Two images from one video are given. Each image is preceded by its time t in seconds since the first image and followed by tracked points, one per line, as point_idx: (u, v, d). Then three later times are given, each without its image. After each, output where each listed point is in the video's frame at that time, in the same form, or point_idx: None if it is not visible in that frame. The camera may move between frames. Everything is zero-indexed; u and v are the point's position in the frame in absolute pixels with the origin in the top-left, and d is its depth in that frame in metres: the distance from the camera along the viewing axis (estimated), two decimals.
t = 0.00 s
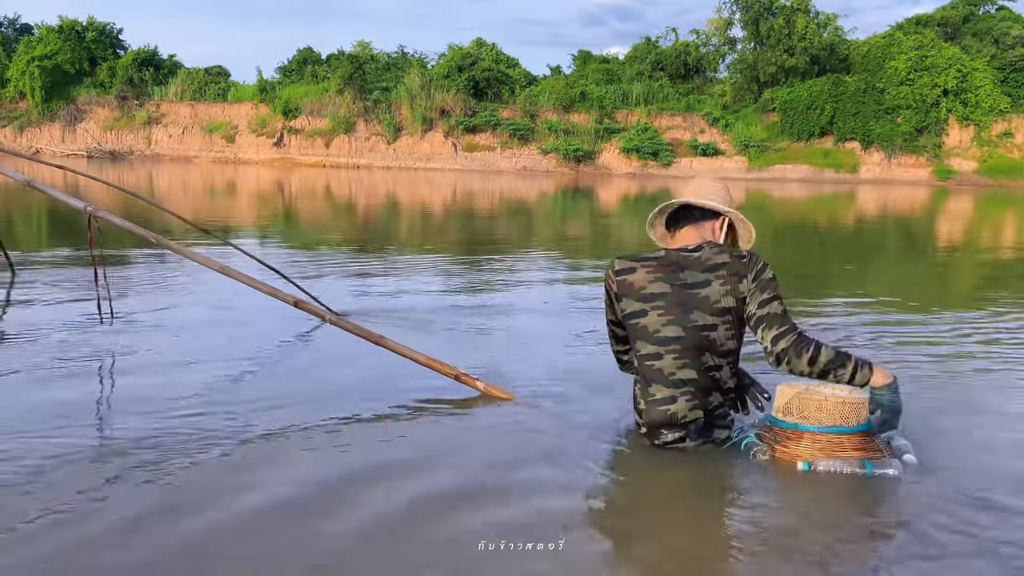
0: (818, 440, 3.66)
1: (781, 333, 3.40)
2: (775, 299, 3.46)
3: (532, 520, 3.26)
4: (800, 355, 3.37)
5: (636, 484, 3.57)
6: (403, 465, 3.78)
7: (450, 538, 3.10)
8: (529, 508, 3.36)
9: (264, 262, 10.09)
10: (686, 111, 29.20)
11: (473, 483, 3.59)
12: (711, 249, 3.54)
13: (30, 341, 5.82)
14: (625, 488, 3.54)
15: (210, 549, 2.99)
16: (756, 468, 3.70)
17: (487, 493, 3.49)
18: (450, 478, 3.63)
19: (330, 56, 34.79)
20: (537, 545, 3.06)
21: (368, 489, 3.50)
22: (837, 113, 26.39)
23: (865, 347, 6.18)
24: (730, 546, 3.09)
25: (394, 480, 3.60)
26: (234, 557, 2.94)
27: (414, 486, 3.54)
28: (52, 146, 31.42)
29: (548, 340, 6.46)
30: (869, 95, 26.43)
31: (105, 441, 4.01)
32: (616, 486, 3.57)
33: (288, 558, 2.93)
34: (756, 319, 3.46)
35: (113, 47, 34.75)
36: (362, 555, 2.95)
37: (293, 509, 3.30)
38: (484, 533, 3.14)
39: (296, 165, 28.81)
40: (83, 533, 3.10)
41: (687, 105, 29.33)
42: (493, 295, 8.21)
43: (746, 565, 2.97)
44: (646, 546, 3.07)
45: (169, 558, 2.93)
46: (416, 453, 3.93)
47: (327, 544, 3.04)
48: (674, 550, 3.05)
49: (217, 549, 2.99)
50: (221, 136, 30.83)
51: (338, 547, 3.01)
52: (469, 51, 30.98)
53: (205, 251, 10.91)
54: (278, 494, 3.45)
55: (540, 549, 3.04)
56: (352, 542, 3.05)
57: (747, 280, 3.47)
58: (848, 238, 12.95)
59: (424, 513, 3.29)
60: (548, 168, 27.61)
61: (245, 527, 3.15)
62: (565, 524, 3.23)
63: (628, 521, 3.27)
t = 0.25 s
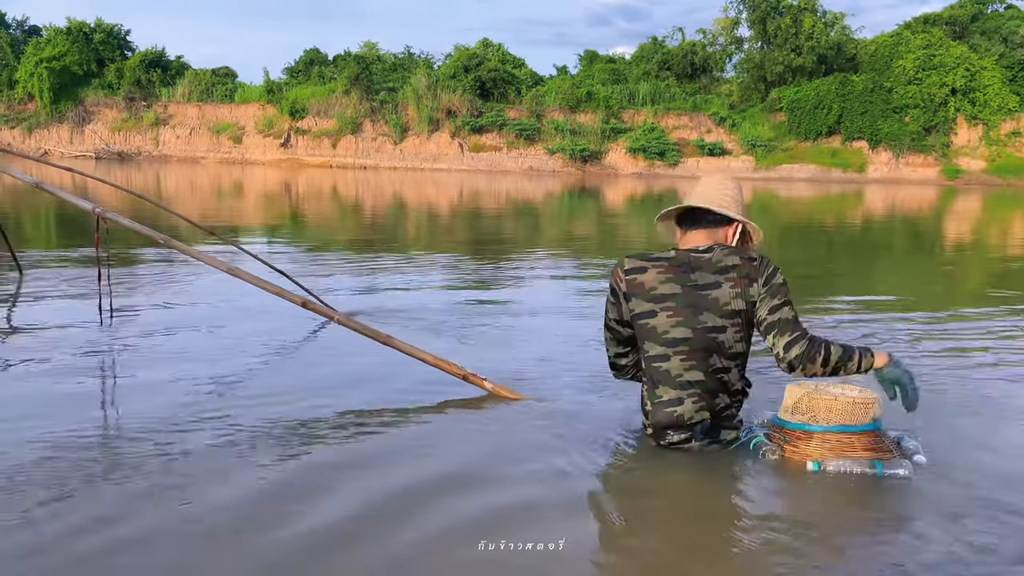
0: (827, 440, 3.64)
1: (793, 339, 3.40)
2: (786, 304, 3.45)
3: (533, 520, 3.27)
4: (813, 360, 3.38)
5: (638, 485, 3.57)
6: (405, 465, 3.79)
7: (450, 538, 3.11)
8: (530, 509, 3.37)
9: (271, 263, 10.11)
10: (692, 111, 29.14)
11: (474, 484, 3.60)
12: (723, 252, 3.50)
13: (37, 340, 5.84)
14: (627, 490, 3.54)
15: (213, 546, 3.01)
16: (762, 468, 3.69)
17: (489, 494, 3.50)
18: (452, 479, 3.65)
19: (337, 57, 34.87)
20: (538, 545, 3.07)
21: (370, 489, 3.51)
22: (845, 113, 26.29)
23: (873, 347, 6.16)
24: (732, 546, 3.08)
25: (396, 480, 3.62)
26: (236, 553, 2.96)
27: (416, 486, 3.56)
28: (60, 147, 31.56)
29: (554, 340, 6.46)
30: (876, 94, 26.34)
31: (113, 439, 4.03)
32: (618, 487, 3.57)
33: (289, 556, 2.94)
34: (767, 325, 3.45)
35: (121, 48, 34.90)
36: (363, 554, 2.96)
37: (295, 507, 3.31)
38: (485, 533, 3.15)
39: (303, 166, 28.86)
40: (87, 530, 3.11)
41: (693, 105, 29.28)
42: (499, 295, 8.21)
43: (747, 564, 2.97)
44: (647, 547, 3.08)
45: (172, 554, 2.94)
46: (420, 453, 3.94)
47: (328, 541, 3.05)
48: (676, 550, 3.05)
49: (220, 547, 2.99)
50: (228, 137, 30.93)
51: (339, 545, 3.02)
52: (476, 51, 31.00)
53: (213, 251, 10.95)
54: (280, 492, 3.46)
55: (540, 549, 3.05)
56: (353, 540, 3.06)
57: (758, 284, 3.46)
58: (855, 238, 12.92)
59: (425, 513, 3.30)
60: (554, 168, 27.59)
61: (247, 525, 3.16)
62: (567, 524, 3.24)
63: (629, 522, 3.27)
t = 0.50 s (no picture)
0: (833, 440, 3.65)
1: (831, 335, 3.49)
2: (811, 303, 3.53)
3: (534, 520, 3.27)
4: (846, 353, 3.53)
5: (643, 486, 3.56)
6: (407, 465, 3.80)
7: (451, 538, 3.11)
8: (532, 509, 3.37)
9: (279, 264, 10.15)
10: (699, 111, 29.11)
11: (477, 484, 3.60)
12: (742, 253, 3.50)
13: (48, 344, 5.88)
14: (632, 490, 3.53)
15: (215, 545, 3.02)
16: (770, 468, 3.69)
17: (493, 493, 3.51)
18: (453, 478, 3.65)
19: (345, 58, 34.98)
20: (538, 545, 3.07)
21: (373, 489, 3.51)
22: (853, 112, 26.22)
23: (881, 348, 6.15)
24: (735, 547, 3.08)
25: (399, 479, 3.62)
26: (238, 553, 2.97)
27: (418, 485, 3.56)
28: (70, 148, 31.71)
29: (561, 342, 6.46)
30: (884, 94, 26.26)
31: (123, 441, 4.05)
32: (623, 487, 3.57)
33: (290, 557, 2.95)
34: (801, 324, 3.50)
35: (129, 50, 35.07)
36: (364, 554, 2.97)
37: (297, 508, 3.32)
38: (485, 533, 3.16)
39: (310, 167, 28.94)
40: (90, 531, 3.12)
41: (700, 105, 29.25)
42: (507, 296, 8.22)
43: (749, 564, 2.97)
44: (647, 547, 3.08)
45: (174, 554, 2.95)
46: (424, 453, 3.94)
47: (329, 541, 3.06)
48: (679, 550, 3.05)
49: (223, 547, 3.00)
50: (236, 138, 31.05)
51: (340, 546, 3.03)
52: (483, 52, 31.07)
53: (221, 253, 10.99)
54: (283, 493, 3.47)
55: (541, 549, 3.05)
56: (354, 540, 3.07)
57: (778, 286, 3.51)
58: (863, 239, 12.91)
59: (426, 512, 3.31)
60: (561, 169, 27.60)
61: (249, 525, 3.18)
62: (570, 524, 3.23)
63: (632, 522, 3.27)
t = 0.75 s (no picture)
0: (837, 441, 3.61)
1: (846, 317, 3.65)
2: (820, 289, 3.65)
3: (538, 520, 3.23)
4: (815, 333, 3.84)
5: (649, 488, 3.53)
6: (410, 465, 3.76)
7: (451, 538, 3.07)
8: (535, 509, 3.33)
9: (286, 266, 10.14)
10: (707, 111, 29.04)
11: (481, 484, 3.56)
12: (754, 251, 3.53)
13: (56, 343, 5.88)
14: (638, 491, 3.50)
15: (213, 545, 2.99)
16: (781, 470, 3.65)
17: (496, 493, 3.47)
18: (456, 479, 3.61)
19: (352, 60, 35.03)
20: (538, 545, 3.03)
21: (374, 488, 3.48)
22: (861, 112, 26.11)
23: (892, 348, 6.09)
24: (740, 549, 3.04)
25: (402, 479, 3.58)
26: (236, 552, 2.93)
27: (420, 485, 3.52)
28: (78, 150, 31.83)
29: (569, 342, 6.43)
30: (893, 94, 26.14)
31: (131, 440, 4.04)
32: (629, 487, 3.54)
33: (288, 556, 2.91)
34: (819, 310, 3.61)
35: (138, 52, 35.19)
36: (362, 554, 2.93)
37: (298, 507, 3.29)
38: (486, 533, 3.11)
39: (317, 168, 28.98)
40: (93, 530, 3.09)
41: (708, 106, 29.16)
42: (514, 297, 8.19)
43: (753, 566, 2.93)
44: (651, 549, 3.04)
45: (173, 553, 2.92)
46: (430, 453, 3.92)
47: (326, 540, 3.02)
48: (682, 553, 3.01)
49: (219, 545, 2.97)
50: (244, 139, 31.13)
51: (339, 546, 2.98)
52: (489, 52, 31.03)
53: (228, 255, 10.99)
54: (283, 491, 3.44)
55: (542, 549, 3.01)
56: (353, 539, 3.03)
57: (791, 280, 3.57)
58: (872, 239, 12.85)
59: (427, 513, 3.26)
60: (568, 170, 27.56)
61: (249, 524, 3.14)
62: (572, 524, 3.19)
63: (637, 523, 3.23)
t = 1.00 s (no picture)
0: (842, 443, 3.62)
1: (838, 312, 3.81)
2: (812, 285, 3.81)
3: (539, 521, 3.22)
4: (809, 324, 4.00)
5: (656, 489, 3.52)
6: (413, 464, 3.76)
7: (453, 538, 3.07)
8: (537, 508, 3.32)
9: (294, 268, 10.16)
10: (714, 112, 29.01)
11: (485, 483, 3.55)
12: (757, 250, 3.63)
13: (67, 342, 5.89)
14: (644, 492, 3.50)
15: (216, 545, 2.99)
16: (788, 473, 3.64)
17: (500, 492, 3.46)
18: (461, 477, 3.61)
19: (359, 61, 35.13)
20: (540, 546, 3.02)
21: (379, 489, 3.48)
22: (869, 113, 26.06)
23: (900, 349, 6.08)
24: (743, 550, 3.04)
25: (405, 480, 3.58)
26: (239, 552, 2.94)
27: (424, 485, 3.52)
28: (88, 152, 31.98)
29: (576, 343, 6.43)
30: (901, 94, 26.08)
31: (141, 438, 4.04)
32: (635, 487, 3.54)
33: (290, 556, 2.92)
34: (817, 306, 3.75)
35: (146, 54, 35.34)
36: (363, 556, 2.93)
37: (302, 507, 3.29)
38: (487, 534, 3.11)
39: (325, 170, 29.06)
40: (102, 530, 3.10)
41: (715, 107, 29.13)
42: (522, 299, 8.19)
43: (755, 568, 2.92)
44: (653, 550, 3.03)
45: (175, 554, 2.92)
46: (436, 453, 3.92)
47: (330, 542, 3.02)
48: (685, 555, 3.00)
49: (220, 546, 2.97)
50: (252, 141, 31.25)
51: (340, 548, 2.98)
52: (496, 54, 31.06)
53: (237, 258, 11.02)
54: (286, 492, 3.44)
55: (543, 550, 3.01)
56: (354, 541, 3.03)
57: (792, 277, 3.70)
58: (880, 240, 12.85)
59: (429, 513, 3.26)
60: (575, 171, 27.59)
61: (252, 524, 3.15)
62: (577, 524, 3.18)
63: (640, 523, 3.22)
